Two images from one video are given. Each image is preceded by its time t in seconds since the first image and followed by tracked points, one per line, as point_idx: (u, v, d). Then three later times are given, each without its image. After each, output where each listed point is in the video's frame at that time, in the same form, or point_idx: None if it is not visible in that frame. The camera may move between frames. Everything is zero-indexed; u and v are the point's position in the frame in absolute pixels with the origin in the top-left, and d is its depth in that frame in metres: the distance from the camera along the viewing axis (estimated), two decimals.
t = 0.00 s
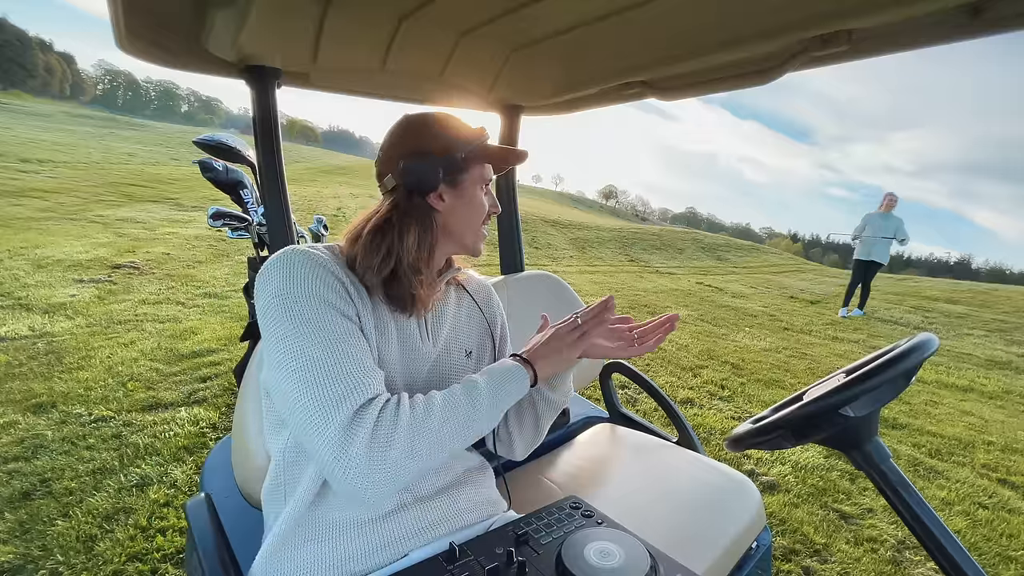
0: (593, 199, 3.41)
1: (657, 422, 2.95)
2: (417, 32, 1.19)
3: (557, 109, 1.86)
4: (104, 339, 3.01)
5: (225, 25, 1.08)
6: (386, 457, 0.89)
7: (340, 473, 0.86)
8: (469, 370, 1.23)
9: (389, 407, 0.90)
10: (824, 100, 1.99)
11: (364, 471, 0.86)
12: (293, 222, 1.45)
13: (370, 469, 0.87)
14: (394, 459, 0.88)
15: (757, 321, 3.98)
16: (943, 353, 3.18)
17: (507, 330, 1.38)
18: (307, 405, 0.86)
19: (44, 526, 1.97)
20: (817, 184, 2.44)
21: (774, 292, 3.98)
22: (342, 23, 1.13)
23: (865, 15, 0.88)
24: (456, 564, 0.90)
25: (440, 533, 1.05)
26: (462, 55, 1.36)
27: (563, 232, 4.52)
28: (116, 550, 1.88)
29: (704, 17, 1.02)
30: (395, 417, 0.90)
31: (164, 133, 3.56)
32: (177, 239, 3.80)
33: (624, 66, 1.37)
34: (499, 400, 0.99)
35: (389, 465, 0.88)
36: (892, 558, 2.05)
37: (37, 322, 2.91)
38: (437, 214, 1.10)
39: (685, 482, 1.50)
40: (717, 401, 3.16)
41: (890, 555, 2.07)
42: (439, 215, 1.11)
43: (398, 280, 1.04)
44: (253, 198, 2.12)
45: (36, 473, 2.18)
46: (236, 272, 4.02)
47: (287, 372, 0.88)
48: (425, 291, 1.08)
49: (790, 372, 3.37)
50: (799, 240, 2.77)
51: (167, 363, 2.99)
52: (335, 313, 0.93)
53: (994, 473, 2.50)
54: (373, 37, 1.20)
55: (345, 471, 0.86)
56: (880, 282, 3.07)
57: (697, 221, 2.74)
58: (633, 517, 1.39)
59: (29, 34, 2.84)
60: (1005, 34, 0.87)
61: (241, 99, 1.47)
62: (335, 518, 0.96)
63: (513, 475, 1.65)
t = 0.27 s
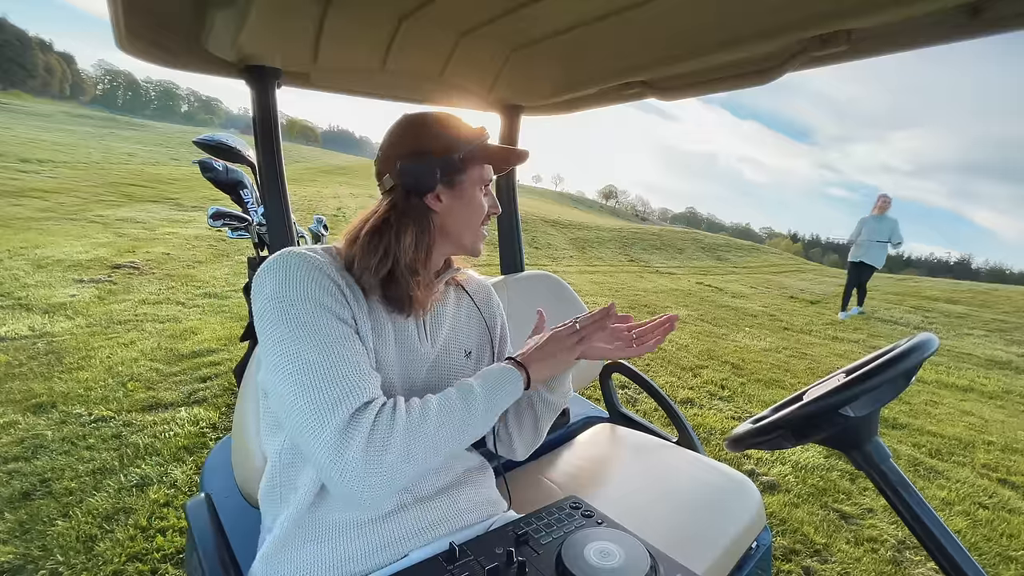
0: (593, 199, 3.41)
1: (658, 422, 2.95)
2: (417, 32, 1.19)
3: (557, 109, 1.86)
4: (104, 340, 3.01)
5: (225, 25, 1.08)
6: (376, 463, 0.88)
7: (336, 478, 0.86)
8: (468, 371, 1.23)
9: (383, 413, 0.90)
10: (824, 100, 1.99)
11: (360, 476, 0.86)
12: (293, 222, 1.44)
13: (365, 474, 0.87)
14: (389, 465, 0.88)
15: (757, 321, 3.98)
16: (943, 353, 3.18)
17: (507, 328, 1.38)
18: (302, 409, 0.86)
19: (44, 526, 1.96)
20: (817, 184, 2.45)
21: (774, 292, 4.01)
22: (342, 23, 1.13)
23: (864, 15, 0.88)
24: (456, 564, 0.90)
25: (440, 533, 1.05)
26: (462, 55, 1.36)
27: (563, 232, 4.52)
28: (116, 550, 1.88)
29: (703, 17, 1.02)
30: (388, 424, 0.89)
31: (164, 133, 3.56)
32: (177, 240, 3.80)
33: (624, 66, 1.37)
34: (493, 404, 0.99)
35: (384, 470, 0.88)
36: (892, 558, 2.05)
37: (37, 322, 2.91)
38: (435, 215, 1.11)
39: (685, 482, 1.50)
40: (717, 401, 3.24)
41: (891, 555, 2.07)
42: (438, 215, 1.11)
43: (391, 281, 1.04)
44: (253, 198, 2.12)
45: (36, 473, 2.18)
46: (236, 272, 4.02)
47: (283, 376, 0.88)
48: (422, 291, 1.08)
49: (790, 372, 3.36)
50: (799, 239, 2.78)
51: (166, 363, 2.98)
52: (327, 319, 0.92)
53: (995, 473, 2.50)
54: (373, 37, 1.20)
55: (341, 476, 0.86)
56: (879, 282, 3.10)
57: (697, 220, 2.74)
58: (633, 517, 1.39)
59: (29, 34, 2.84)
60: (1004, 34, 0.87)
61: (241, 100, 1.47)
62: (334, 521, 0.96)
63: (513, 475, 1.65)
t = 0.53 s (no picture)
0: (593, 200, 3.42)
1: (658, 422, 2.96)
2: (417, 32, 1.19)
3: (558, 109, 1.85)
4: (104, 339, 3.00)
5: (225, 25, 1.08)
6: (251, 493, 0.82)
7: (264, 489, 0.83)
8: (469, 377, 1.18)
9: (262, 438, 0.83)
10: (824, 100, 1.99)
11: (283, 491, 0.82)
12: (293, 222, 1.43)
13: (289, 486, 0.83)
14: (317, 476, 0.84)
15: (756, 321, 3.99)
16: (942, 353, 3.18)
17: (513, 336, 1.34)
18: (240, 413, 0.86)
19: (43, 526, 1.96)
20: (817, 183, 2.52)
21: (774, 291, 4.36)
22: (342, 23, 1.13)
23: (864, 14, 0.88)
24: (457, 564, 0.90)
25: (444, 532, 1.06)
26: (462, 55, 1.36)
27: (563, 232, 4.52)
28: (116, 550, 1.87)
29: (704, 17, 1.02)
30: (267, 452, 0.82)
31: (164, 133, 3.65)
32: (176, 239, 3.93)
33: (624, 66, 1.37)
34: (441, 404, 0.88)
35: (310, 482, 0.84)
36: (892, 558, 2.05)
37: (37, 322, 2.92)
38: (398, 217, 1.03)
39: (685, 482, 1.50)
40: (718, 401, 3.06)
41: (891, 556, 2.07)
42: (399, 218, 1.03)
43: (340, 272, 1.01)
44: (252, 198, 2.12)
45: (36, 474, 2.17)
46: (235, 272, 4.03)
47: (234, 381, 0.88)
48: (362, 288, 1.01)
49: (790, 372, 3.36)
50: (799, 239, 2.78)
51: (167, 363, 2.97)
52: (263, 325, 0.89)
53: (994, 473, 2.50)
54: (374, 37, 1.20)
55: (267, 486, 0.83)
56: (879, 281, 3.51)
57: (698, 220, 2.74)
58: (633, 517, 1.39)
59: (29, 34, 2.84)
60: (1004, 34, 0.87)
61: (241, 100, 1.47)
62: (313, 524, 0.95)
63: (513, 474, 1.64)
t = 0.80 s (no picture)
0: (593, 200, 3.42)
1: (658, 422, 2.96)
2: (417, 32, 1.19)
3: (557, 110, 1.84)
4: (104, 339, 3.00)
5: (225, 25, 1.08)
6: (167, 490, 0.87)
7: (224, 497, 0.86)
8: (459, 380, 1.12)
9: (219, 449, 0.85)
10: (824, 100, 1.99)
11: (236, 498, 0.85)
12: (293, 222, 1.43)
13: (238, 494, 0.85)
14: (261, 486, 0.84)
15: (756, 321, 3.99)
16: (942, 352, 3.18)
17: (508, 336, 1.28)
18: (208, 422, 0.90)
19: (44, 526, 1.95)
20: (817, 184, 2.53)
21: (774, 292, 4.40)
22: (342, 23, 1.13)
23: (864, 14, 0.88)
24: (456, 563, 0.90)
25: (443, 531, 1.05)
26: (462, 55, 1.36)
27: (563, 232, 4.52)
28: (116, 550, 1.87)
29: (705, 17, 1.01)
30: (176, 454, 0.87)
31: (164, 133, 3.61)
32: (176, 239, 3.94)
33: (623, 66, 1.37)
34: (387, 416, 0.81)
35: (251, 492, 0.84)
36: (892, 558, 2.05)
37: (37, 322, 2.92)
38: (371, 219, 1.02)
39: (685, 482, 1.50)
40: (718, 401, 3.06)
41: (891, 556, 2.07)
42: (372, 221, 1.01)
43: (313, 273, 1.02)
44: (252, 198, 2.13)
45: (36, 474, 2.16)
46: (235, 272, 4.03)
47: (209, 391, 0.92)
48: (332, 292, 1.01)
49: (790, 372, 3.36)
50: (799, 239, 2.79)
51: (167, 363, 2.96)
52: (213, 331, 0.92)
53: (995, 473, 2.50)
54: (374, 37, 1.20)
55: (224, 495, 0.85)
56: (879, 281, 3.52)
57: (698, 220, 2.75)
58: (633, 516, 1.39)
59: (29, 34, 2.85)
60: (1004, 34, 0.87)
61: (241, 99, 1.46)
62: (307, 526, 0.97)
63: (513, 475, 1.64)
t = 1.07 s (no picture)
0: (593, 200, 3.42)
1: (658, 422, 2.96)
2: (417, 32, 1.19)
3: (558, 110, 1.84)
4: (104, 339, 3.00)
5: (225, 25, 1.08)
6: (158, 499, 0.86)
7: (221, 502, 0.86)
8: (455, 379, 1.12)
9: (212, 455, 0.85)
10: (824, 100, 1.99)
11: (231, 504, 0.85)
12: (292, 222, 1.43)
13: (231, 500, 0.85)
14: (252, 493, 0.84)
15: (756, 321, 3.99)
16: (942, 352, 3.18)
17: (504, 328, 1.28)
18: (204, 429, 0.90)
19: (44, 526, 1.95)
20: (817, 183, 2.48)
21: (774, 292, 4.39)
22: (342, 23, 1.13)
23: (864, 14, 0.88)
24: (456, 563, 0.93)
25: (441, 532, 1.05)
26: (462, 56, 1.36)
27: (563, 232, 4.52)
28: (116, 550, 1.87)
29: (705, 17, 1.01)
30: (168, 465, 0.86)
31: (164, 133, 3.57)
32: (176, 239, 3.94)
33: (623, 66, 1.37)
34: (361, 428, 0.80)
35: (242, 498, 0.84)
36: (893, 558, 2.05)
37: (37, 322, 2.92)
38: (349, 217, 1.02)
39: (685, 482, 1.50)
40: (718, 401, 3.06)
41: (892, 556, 2.07)
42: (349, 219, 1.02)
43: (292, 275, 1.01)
44: (252, 198, 2.13)
45: (36, 474, 2.16)
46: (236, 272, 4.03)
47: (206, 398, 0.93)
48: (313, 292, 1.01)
49: (790, 372, 3.36)
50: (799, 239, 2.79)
51: (167, 363, 2.96)
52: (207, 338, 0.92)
53: (995, 473, 2.50)
54: (374, 37, 1.20)
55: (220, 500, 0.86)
56: (879, 282, 3.49)
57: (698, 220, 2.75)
58: (633, 515, 1.39)
59: (29, 34, 2.85)
60: (1004, 34, 0.87)
61: (241, 99, 1.46)
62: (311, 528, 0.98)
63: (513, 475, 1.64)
